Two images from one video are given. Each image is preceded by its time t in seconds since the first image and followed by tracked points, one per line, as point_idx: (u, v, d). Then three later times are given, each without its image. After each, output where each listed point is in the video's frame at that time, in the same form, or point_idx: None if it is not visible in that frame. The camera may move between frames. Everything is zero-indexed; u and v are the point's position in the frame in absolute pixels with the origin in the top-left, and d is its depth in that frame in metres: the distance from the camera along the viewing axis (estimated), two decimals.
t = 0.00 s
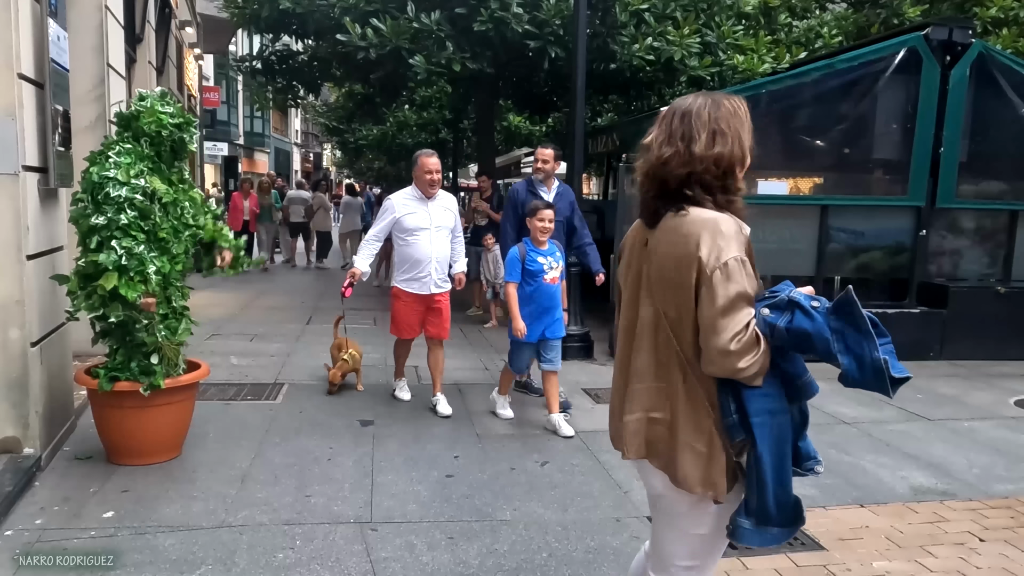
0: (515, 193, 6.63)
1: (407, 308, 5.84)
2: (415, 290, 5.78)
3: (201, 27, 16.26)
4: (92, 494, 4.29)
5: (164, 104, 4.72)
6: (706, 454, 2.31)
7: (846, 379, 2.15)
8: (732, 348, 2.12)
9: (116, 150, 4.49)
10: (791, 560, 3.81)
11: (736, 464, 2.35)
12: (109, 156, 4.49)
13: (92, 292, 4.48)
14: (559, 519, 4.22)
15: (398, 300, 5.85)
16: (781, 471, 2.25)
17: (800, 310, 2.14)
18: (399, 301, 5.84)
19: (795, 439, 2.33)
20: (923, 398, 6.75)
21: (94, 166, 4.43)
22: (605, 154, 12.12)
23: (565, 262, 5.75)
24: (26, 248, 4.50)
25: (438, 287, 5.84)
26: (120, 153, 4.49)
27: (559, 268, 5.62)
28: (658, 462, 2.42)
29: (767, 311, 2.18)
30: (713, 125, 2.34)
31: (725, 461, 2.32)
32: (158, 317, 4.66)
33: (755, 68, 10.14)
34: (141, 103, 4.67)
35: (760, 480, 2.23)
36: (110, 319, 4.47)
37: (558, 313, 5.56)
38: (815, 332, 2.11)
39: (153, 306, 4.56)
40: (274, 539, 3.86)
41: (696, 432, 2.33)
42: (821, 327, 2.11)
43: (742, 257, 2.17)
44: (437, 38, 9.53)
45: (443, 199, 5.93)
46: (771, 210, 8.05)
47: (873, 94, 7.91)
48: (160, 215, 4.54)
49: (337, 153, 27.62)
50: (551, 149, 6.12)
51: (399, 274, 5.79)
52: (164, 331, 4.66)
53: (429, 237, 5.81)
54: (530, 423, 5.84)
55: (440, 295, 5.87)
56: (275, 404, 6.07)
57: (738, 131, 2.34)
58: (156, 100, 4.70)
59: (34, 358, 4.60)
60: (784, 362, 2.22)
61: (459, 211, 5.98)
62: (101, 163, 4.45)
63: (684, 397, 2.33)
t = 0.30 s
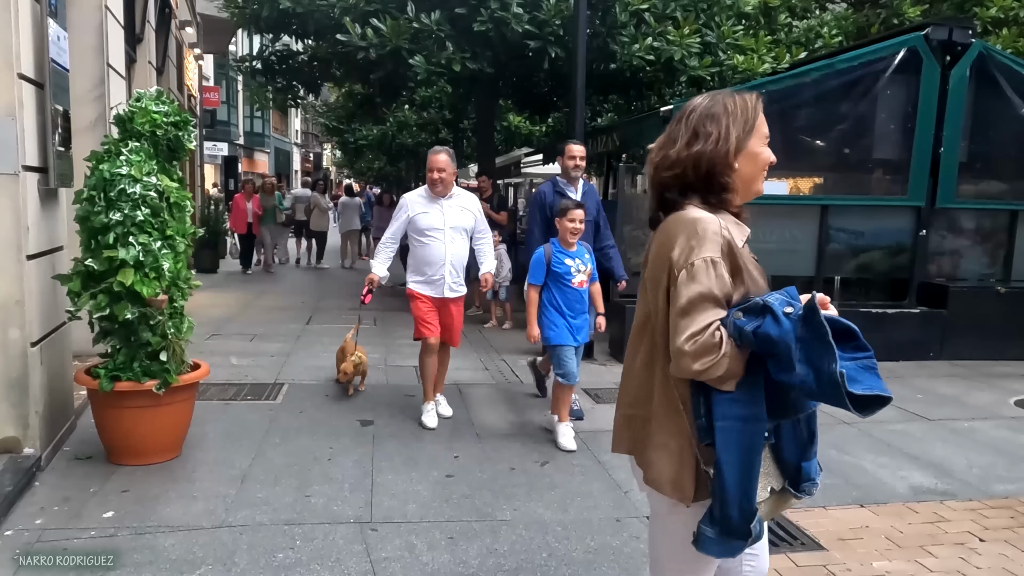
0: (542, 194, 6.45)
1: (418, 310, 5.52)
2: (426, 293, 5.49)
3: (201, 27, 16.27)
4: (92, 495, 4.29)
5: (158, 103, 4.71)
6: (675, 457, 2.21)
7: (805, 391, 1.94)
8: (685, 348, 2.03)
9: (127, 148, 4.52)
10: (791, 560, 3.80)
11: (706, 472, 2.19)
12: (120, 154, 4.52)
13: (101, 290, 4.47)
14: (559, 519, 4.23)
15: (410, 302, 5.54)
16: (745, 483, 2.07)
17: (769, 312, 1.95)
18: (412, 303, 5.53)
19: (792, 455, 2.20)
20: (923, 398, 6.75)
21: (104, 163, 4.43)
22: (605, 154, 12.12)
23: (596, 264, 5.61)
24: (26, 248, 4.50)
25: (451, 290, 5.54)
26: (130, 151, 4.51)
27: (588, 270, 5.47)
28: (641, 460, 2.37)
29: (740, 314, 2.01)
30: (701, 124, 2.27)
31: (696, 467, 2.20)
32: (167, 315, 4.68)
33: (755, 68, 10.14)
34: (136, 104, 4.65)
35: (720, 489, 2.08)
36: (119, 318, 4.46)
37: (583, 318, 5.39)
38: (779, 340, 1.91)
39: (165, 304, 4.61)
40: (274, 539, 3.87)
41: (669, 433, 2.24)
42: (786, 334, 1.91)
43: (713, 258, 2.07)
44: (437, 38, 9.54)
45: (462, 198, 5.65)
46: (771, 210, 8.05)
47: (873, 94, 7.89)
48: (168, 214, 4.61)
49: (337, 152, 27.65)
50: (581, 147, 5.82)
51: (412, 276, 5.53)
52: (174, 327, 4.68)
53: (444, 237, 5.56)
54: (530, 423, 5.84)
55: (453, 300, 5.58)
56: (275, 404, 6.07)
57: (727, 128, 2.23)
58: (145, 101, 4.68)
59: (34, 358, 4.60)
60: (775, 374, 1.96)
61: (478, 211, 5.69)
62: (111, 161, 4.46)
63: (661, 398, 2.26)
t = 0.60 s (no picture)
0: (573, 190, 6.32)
1: (428, 321, 5.32)
2: (432, 300, 5.27)
3: (201, 27, 16.28)
4: (92, 495, 4.29)
5: (157, 103, 4.69)
6: (666, 456, 2.23)
7: (784, 401, 1.93)
8: (682, 347, 2.02)
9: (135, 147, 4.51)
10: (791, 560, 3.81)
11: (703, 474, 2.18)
12: (127, 154, 4.50)
13: (115, 292, 4.50)
14: (560, 519, 4.23)
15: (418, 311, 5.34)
16: (733, 486, 2.07)
17: (766, 320, 1.93)
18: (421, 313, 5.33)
19: (807, 473, 2.15)
20: (923, 398, 6.75)
21: (113, 165, 4.41)
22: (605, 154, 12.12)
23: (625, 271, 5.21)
24: (26, 248, 4.50)
25: (459, 297, 5.28)
26: (138, 153, 4.50)
27: (618, 277, 5.09)
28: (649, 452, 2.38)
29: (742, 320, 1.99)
30: (735, 127, 2.21)
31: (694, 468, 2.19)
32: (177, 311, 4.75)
33: (755, 68, 10.14)
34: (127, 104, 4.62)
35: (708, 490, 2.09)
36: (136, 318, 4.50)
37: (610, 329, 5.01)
38: (768, 349, 1.89)
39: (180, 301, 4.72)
40: (274, 539, 3.87)
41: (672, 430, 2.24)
42: (777, 344, 1.89)
43: (723, 261, 2.04)
44: (437, 38, 9.53)
45: (471, 199, 5.41)
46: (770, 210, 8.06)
47: (873, 94, 7.89)
48: (176, 213, 4.68)
49: (337, 152, 27.66)
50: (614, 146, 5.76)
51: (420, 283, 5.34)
52: (186, 326, 4.74)
53: (450, 241, 5.32)
54: (530, 423, 5.84)
55: (463, 307, 5.31)
56: (275, 404, 6.07)
57: (760, 130, 2.16)
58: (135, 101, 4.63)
59: (34, 358, 4.60)
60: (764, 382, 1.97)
61: (489, 212, 5.42)
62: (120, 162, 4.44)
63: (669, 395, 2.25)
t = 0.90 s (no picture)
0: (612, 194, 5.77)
1: (445, 326, 5.11)
2: (450, 306, 5.04)
3: (201, 27, 16.28)
4: (92, 495, 4.29)
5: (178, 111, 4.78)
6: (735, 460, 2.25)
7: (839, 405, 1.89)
8: (737, 349, 2.04)
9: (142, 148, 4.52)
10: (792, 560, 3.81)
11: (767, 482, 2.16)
12: (134, 155, 4.50)
13: (123, 293, 4.50)
14: (560, 519, 4.23)
15: (434, 315, 5.14)
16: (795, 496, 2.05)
17: (824, 322, 1.91)
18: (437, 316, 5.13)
19: (879, 486, 2.11)
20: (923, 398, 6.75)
21: (120, 165, 4.40)
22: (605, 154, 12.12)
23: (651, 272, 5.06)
24: (26, 247, 4.50)
25: (479, 303, 5.04)
26: (145, 154, 4.51)
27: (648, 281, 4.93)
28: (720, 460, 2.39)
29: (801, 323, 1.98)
30: (807, 126, 2.17)
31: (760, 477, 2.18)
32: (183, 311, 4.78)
33: (755, 68, 10.15)
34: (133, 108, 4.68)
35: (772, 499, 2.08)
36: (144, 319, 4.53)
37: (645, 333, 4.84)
38: (823, 350, 1.87)
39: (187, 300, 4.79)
40: (274, 539, 3.87)
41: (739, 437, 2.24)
42: (831, 346, 1.86)
43: (782, 261, 2.03)
44: (437, 38, 9.53)
45: (492, 201, 5.17)
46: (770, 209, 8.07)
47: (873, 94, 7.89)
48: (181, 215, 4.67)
49: (337, 152, 27.68)
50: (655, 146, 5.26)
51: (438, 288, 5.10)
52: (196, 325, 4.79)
53: (471, 244, 5.09)
54: (530, 423, 5.84)
55: (484, 314, 5.07)
56: (275, 404, 6.07)
57: (832, 127, 2.12)
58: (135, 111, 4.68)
59: (34, 358, 4.60)
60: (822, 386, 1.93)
61: (512, 217, 5.21)
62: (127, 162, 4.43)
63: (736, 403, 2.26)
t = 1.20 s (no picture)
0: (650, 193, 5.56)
1: (477, 333, 4.80)
2: (484, 313, 4.76)
3: (201, 27, 16.27)
4: (92, 495, 4.29)
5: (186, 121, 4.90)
6: (778, 460, 2.27)
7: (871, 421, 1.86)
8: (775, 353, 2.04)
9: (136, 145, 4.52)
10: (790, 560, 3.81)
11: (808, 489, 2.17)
12: (125, 152, 4.50)
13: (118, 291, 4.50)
14: (560, 519, 4.23)
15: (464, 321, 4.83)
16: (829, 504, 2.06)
17: (863, 333, 1.87)
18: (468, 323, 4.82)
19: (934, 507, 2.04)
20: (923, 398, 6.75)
21: (111, 163, 4.40)
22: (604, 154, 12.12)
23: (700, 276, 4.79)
24: (26, 248, 4.50)
25: (515, 310, 4.78)
26: (137, 151, 4.50)
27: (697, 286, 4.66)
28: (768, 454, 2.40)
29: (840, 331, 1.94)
30: (891, 118, 2.05)
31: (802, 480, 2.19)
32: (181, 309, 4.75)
33: (755, 68, 10.15)
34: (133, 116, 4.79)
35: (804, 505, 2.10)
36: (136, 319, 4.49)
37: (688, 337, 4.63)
38: (858, 362, 1.84)
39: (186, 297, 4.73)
40: (274, 539, 3.87)
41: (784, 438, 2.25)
42: (865, 360, 1.83)
43: (829, 264, 1.98)
44: (437, 38, 9.53)
45: (526, 201, 4.88)
46: (770, 209, 8.07)
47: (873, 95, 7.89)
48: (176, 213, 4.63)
49: (337, 152, 27.70)
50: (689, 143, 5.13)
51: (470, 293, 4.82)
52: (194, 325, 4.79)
53: (505, 248, 4.80)
54: (530, 423, 5.84)
55: (519, 321, 4.81)
56: (275, 404, 6.07)
57: (919, 123, 2.00)
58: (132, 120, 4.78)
59: (34, 358, 4.60)
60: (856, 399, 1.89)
61: (547, 217, 4.92)
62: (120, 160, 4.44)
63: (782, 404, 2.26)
